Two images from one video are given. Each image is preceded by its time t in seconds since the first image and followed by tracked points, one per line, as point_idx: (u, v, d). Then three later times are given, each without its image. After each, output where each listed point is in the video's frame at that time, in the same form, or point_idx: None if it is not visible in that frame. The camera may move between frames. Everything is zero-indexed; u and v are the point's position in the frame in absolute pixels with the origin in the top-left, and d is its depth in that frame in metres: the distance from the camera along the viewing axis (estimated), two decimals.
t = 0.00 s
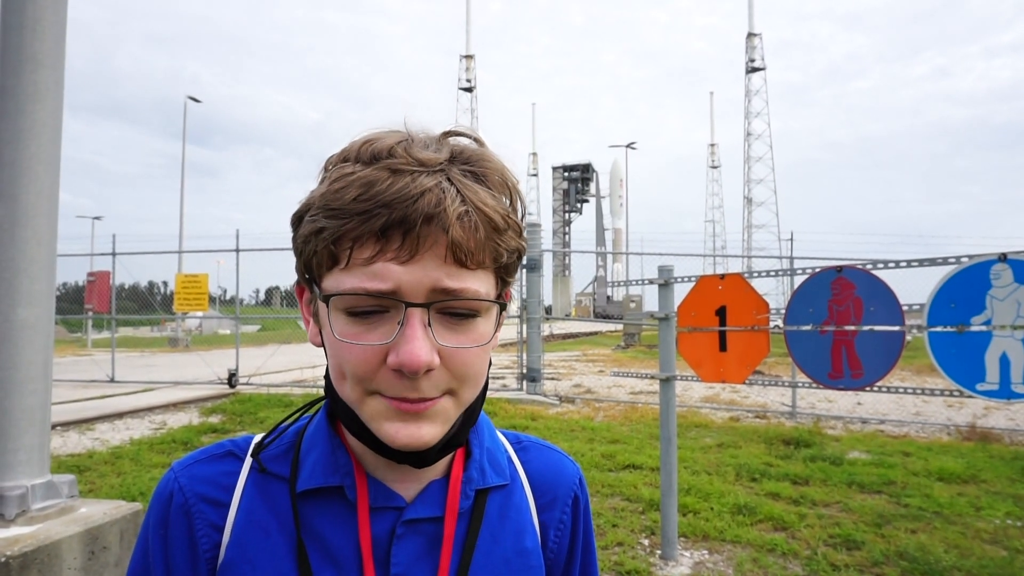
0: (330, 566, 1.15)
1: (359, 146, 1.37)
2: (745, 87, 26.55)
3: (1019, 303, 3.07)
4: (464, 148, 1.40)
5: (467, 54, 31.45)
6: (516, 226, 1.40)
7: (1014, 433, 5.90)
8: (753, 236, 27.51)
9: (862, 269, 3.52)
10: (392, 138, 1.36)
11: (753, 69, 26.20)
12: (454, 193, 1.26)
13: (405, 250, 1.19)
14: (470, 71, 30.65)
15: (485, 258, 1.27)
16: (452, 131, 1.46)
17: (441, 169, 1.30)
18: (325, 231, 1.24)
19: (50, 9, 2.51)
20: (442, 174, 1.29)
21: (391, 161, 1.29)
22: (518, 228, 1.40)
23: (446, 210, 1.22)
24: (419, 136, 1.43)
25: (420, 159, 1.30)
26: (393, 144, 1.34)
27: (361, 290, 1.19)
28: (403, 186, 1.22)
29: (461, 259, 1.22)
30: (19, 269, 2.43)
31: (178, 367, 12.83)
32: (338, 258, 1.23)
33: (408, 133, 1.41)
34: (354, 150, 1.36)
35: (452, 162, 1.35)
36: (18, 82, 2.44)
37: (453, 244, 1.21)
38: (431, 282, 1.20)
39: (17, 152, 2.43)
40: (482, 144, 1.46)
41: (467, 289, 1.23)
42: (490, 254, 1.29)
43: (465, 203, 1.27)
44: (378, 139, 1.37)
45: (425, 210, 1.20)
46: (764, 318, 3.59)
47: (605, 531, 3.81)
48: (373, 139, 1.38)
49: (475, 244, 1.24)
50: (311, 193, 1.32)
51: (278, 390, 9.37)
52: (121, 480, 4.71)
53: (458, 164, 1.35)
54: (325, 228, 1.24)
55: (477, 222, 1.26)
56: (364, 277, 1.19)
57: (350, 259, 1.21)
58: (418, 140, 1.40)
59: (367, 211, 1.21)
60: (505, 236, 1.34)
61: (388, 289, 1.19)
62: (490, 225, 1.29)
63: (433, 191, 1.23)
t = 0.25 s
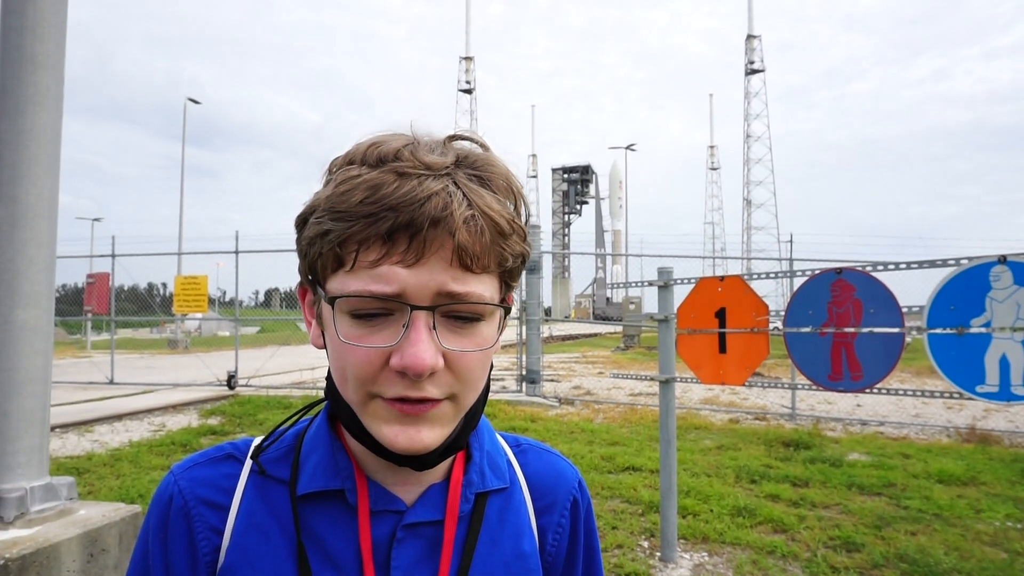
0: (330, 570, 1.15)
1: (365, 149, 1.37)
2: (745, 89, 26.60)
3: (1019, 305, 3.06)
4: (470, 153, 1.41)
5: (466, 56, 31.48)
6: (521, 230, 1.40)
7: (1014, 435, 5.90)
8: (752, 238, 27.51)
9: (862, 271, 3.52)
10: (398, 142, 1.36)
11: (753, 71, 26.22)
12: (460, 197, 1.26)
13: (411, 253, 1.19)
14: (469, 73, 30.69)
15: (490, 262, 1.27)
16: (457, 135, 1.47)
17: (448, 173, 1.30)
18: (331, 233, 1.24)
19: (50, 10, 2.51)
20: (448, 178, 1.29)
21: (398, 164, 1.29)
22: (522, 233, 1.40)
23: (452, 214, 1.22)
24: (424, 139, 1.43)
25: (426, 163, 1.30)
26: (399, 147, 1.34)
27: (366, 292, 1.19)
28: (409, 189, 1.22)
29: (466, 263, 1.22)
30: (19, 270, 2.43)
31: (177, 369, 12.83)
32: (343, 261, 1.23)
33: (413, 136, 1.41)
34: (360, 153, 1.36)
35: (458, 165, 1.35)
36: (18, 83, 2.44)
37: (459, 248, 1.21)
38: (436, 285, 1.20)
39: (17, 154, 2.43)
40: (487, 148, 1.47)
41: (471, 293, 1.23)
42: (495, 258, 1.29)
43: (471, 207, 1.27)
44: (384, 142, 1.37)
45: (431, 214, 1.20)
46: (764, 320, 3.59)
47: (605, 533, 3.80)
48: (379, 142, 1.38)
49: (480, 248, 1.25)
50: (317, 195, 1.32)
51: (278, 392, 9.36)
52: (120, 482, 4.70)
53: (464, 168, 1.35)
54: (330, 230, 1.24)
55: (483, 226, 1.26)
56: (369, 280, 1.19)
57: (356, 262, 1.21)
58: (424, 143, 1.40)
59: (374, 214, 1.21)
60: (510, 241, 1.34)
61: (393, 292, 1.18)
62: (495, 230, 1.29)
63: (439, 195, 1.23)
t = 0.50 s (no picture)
0: (329, 570, 1.15)
1: (364, 148, 1.37)
2: (744, 91, 26.62)
3: (1018, 306, 3.06)
4: (469, 152, 1.41)
5: (466, 57, 31.50)
6: (520, 229, 1.41)
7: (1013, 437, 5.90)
8: (751, 240, 27.51)
9: (861, 272, 3.52)
10: (396, 141, 1.36)
11: (752, 73, 26.24)
12: (459, 196, 1.26)
13: (410, 251, 1.19)
14: (469, 74, 30.71)
15: (489, 261, 1.27)
16: (456, 135, 1.47)
17: (446, 172, 1.31)
18: (330, 232, 1.24)
19: (50, 12, 2.51)
20: (448, 176, 1.29)
21: (396, 164, 1.29)
22: (521, 231, 1.41)
23: (451, 212, 1.22)
24: (423, 139, 1.43)
25: (425, 162, 1.30)
26: (398, 146, 1.35)
27: (365, 291, 1.19)
28: (409, 188, 1.23)
29: (466, 262, 1.22)
30: (18, 272, 2.42)
31: (177, 370, 12.82)
32: (342, 260, 1.23)
33: (412, 136, 1.41)
34: (359, 152, 1.36)
35: (456, 164, 1.36)
36: (18, 85, 2.44)
37: (458, 246, 1.21)
38: (435, 284, 1.20)
39: (17, 156, 2.43)
40: (486, 148, 1.47)
41: (471, 292, 1.23)
42: (494, 257, 1.30)
43: (470, 205, 1.27)
44: (383, 142, 1.37)
45: (430, 213, 1.20)
46: (764, 321, 3.59)
47: (604, 535, 3.80)
48: (377, 141, 1.39)
49: (479, 247, 1.25)
50: (316, 194, 1.32)
51: (277, 394, 9.35)
52: (119, 485, 4.69)
53: (463, 167, 1.36)
54: (330, 229, 1.24)
55: (483, 225, 1.26)
56: (368, 279, 1.19)
57: (355, 261, 1.21)
58: (422, 142, 1.40)
59: (373, 213, 1.21)
60: (509, 239, 1.34)
61: (393, 290, 1.18)
62: (494, 228, 1.30)
63: (438, 194, 1.24)
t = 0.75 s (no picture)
0: (328, 568, 1.15)
1: (360, 145, 1.37)
2: (743, 89, 26.59)
3: (1016, 304, 3.07)
4: (466, 148, 1.41)
5: (464, 56, 31.46)
6: (517, 225, 1.40)
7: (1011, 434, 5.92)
8: (750, 238, 27.51)
9: (859, 270, 3.52)
10: (393, 137, 1.36)
11: (751, 71, 26.23)
12: (456, 191, 1.26)
13: (406, 247, 1.19)
14: (468, 73, 30.67)
15: (486, 256, 1.27)
16: (453, 132, 1.47)
17: (443, 168, 1.31)
18: (327, 227, 1.24)
19: (46, 9, 2.50)
20: (444, 172, 1.29)
21: (393, 159, 1.29)
22: (518, 227, 1.40)
23: (448, 208, 1.22)
24: (420, 135, 1.43)
25: (421, 158, 1.30)
26: (394, 142, 1.35)
27: (362, 287, 1.19)
28: (405, 183, 1.23)
29: (462, 257, 1.22)
30: (15, 271, 2.42)
31: (175, 369, 12.81)
32: (339, 256, 1.23)
33: (409, 132, 1.41)
34: (355, 149, 1.36)
35: (453, 160, 1.36)
36: (15, 83, 2.43)
37: (455, 241, 1.21)
38: (432, 280, 1.19)
39: (14, 154, 2.42)
40: (483, 144, 1.47)
41: (467, 287, 1.23)
42: (491, 252, 1.29)
43: (467, 200, 1.27)
44: (379, 138, 1.37)
45: (426, 208, 1.20)
46: (762, 319, 3.59)
47: (603, 533, 3.80)
48: (374, 138, 1.39)
49: (476, 242, 1.24)
50: (313, 191, 1.32)
51: (276, 392, 9.35)
52: (117, 483, 4.69)
53: (460, 163, 1.36)
54: (326, 225, 1.24)
55: (479, 220, 1.26)
56: (365, 275, 1.19)
57: (351, 257, 1.21)
58: (419, 139, 1.40)
59: (369, 208, 1.21)
60: (506, 235, 1.34)
61: (390, 286, 1.18)
62: (491, 223, 1.29)
63: (435, 189, 1.23)
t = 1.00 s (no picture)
0: (327, 568, 1.15)
1: (364, 144, 1.37)
2: (743, 88, 26.58)
3: (1016, 303, 3.07)
4: (470, 148, 1.40)
5: (464, 55, 31.43)
6: (521, 226, 1.40)
7: (1011, 433, 5.92)
8: (750, 237, 27.50)
9: (859, 269, 3.52)
10: (397, 137, 1.36)
11: (750, 70, 26.22)
12: (460, 193, 1.26)
13: (409, 248, 1.19)
14: (467, 72, 30.65)
15: (489, 258, 1.27)
16: (457, 131, 1.47)
17: (447, 168, 1.30)
18: (330, 228, 1.23)
19: (45, 9, 2.50)
20: (448, 173, 1.29)
21: (397, 159, 1.29)
22: (523, 228, 1.40)
23: (451, 209, 1.22)
24: (424, 135, 1.43)
25: (425, 158, 1.30)
26: (398, 142, 1.34)
27: (364, 288, 1.19)
28: (409, 184, 1.22)
29: (465, 259, 1.22)
30: (14, 271, 2.41)
31: (175, 369, 12.80)
32: (342, 256, 1.23)
33: (413, 132, 1.41)
34: (359, 149, 1.36)
35: (458, 161, 1.35)
36: (13, 82, 2.43)
37: (458, 243, 1.21)
38: (434, 282, 1.19)
39: (12, 153, 2.41)
40: (487, 144, 1.46)
41: (470, 289, 1.22)
42: (494, 254, 1.29)
43: (470, 202, 1.26)
44: (383, 138, 1.37)
45: (430, 209, 1.20)
46: (762, 318, 3.59)
47: (603, 532, 3.80)
48: (378, 137, 1.38)
49: (479, 244, 1.24)
50: (316, 190, 1.32)
51: (275, 392, 9.35)
52: (116, 483, 4.69)
53: (464, 164, 1.35)
54: (329, 226, 1.24)
55: (483, 222, 1.26)
56: (368, 275, 1.19)
57: (354, 257, 1.21)
58: (423, 139, 1.40)
59: (372, 209, 1.20)
60: (509, 237, 1.33)
61: (392, 287, 1.18)
62: (494, 225, 1.29)
63: (438, 190, 1.23)
